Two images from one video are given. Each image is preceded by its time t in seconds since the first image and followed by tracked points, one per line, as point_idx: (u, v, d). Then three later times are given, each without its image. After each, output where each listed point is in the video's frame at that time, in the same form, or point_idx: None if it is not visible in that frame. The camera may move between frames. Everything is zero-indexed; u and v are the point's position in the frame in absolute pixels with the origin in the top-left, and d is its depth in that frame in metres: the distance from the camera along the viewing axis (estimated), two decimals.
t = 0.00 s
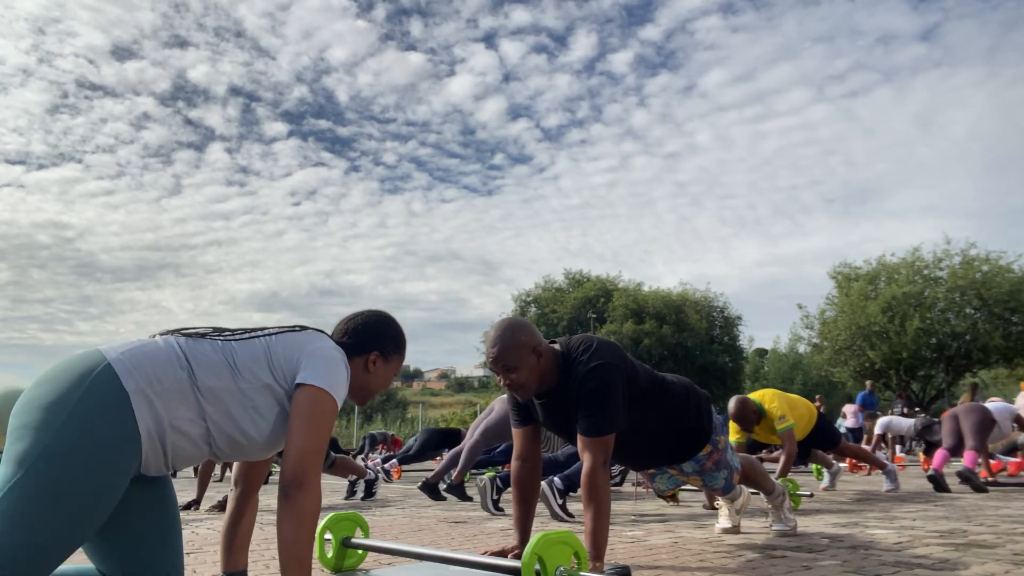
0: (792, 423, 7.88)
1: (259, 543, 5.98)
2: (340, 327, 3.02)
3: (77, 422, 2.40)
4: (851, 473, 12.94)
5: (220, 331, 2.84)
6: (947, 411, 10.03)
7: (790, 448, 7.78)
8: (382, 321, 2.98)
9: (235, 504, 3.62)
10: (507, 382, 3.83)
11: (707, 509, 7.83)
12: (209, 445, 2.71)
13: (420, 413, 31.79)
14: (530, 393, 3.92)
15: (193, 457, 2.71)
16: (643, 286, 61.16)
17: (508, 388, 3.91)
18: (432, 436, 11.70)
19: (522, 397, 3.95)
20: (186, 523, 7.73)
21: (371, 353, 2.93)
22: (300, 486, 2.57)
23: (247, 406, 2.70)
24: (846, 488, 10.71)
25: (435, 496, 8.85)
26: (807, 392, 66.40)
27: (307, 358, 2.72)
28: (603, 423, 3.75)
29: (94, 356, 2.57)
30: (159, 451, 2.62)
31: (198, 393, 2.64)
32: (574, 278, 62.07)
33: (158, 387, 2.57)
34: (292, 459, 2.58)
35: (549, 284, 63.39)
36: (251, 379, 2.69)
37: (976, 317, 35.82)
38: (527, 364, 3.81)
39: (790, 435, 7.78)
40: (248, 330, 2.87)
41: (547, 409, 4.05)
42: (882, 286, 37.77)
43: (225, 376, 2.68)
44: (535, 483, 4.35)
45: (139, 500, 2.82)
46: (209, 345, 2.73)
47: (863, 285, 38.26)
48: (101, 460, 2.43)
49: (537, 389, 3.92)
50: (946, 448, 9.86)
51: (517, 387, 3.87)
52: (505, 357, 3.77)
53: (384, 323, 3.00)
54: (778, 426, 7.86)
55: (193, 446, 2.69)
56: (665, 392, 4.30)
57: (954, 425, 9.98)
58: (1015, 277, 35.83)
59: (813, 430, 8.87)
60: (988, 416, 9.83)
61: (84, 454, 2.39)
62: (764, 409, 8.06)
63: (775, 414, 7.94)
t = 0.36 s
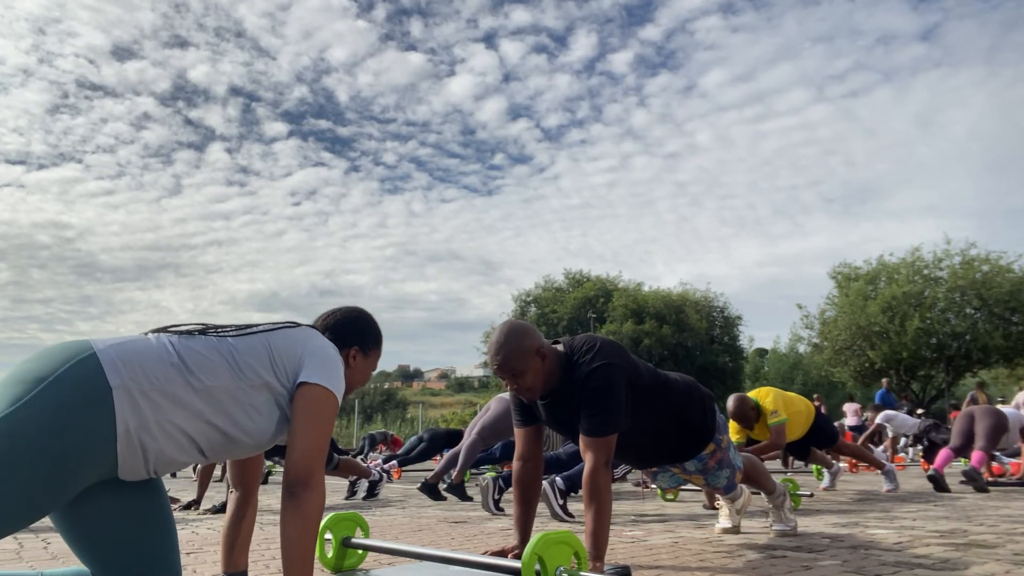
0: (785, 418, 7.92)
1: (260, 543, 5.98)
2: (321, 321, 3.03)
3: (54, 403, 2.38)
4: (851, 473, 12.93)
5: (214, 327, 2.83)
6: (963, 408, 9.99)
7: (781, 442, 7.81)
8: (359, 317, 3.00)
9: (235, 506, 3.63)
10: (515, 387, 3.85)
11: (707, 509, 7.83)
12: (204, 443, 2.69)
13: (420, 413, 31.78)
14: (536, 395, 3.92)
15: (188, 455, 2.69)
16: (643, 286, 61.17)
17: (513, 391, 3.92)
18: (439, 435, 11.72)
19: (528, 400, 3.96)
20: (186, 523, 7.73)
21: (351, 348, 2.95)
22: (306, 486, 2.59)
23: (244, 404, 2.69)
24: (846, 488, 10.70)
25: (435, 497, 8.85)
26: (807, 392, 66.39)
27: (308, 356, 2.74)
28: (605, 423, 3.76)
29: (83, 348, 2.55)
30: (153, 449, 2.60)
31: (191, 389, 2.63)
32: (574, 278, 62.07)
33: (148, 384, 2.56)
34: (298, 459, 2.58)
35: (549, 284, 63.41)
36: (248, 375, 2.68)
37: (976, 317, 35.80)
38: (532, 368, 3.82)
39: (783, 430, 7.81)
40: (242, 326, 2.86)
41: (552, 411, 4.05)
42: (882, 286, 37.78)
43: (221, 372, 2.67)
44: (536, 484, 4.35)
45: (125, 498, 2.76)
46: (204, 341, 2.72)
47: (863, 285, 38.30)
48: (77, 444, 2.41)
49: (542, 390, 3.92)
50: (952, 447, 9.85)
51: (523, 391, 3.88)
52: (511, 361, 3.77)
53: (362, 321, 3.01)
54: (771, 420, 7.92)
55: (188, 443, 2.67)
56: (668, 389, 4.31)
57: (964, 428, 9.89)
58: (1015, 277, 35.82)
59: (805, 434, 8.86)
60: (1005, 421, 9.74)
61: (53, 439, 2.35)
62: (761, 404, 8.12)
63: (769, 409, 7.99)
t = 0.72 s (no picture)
0: (791, 428, 7.96)
1: (260, 543, 5.99)
2: (313, 327, 3.05)
3: (37, 388, 2.34)
4: (852, 473, 12.94)
5: (200, 324, 2.84)
6: (982, 402, 9.98)
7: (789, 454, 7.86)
8: (348, 327, 3.01)
9: (224, 509, 3.63)
10: (517, 385, 3.85)
11: (707, 509, 7.84)
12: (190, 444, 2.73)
13: (420, 413, 31.78)
14: (539, 396, 3.93)
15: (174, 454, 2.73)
16: (643, 286, 61.18)
17: (516, 390, 3.92)
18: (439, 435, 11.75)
19: (530, 400, 3.96)
20: (187, 523, 7.74)
21: (336, 357, 2.95)
22: (301, 492, 2.59)
23: (231, 408, 2.72)
24: (846, 488, 10.72)
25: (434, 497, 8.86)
26: (807, 392, 66.39)
27: (296, 358, 2.73)
28: (607, 423, 3.77)
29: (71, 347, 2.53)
30: (140, 452, 2.63)
31: (179, 394, 2.65)
32: (575, 278, 62.09)
33: (137, 389, 2.56)
34: (290, 465, 2.59)
35: (549, 284, 63.44)
36: (236, 380, 2.70)
37: (976, 317, 35.79)
38: (536, 368, 3.82)
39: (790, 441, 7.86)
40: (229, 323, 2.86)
41: (557, 412, 4.05)
42: (882, 286, 37.81)
43: (208, 376, 2.68)
44: (538, 483, 4.37)
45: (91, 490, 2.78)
46: (191, 342, 2.73)
47: (863, 285, 38.33)
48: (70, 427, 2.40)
49: (546, 390, 3.92)
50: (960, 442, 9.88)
51: (526, 391, 3.88)
52: (516, 361, 3.78)
53: (354, 329, 3.03)
54: (778, 431, 7.96)
55: (174, 444, 2.70)
56: (672, 391, 4.30)
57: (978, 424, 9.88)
58: (1015, 277, 35.83)
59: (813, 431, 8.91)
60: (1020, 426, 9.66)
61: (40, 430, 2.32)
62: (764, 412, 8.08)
63: (774, 420, 7.97)
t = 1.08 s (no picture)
0: (792, 434, 7.98)
1: (260, 544, 5.99)
2: (316, 336, 3.06)
3: (39, 382, 2.44)
4: (851, 473, 12.95)
5: (188, 330, 2.85)
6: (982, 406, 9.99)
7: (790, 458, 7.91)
8: (359, 333, 3.02)
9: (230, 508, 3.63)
10: (520, 386, 3.87)
11: (706, 509, 7.84)
12: (179, 451, 2.74)
13: (420, 413, 31.78)
14: (543, 397, 3.94)
15: (163, 462, 2.74)
16: (643, 286, 61.18)
17: (520, 392, 3.94)
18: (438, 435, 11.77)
19: (534, 401, 3.97)
20: (187, 523, 7.75)
21: (339, 365, 2.96)
22: (285, 495, 2.62)
23: (217, 412, 2.72)
24: (846, 488, 10.72)
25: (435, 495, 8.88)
26: (807, 392, 66.40)
27: (281, 358, 2.73)
28: (608, 424, 3.76)
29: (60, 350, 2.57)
30: (127, 458, 2.64)
31: (164, 400, 2.66)
32: (575, 279, 62.13)
33: (122, 397, 2.58)
34: (275, 469, 2.60)
35: (549, 284, 63.43)
36: (222, 385, 2.71)
37: (976, 317, 35.80)
38: (540, 368, 3.83)
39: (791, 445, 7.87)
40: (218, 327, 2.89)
41: (564, 412, 4.05)
42: (881, 286, 37.83)
43: (193, 382, 2.69)
44: (542, 483, 4.37)
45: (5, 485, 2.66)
46: (176, 347, 2.75)
47: (862, 285, 38.35)
48: (67, 414, 2.47)
49: (550, 391, 3.94)
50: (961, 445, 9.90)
51: (530, 391, 3.89)
52: (519, 361, 3.80)
53: (364, 337, 3.03)
54: (780, 435, 7.95)
55: (160, 451, 2.71)
56: (685, 394, 4.30)
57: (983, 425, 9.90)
58: (1016, 277, 35.84)
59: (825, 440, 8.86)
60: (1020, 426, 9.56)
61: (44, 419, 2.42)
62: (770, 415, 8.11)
63: (778, 423, 7.98)
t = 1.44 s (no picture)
0: (796, 435, 7.96)
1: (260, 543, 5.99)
2: (300, 331, 3.07)
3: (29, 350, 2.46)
4: (851, 472, 12.96)
5: (177, 317, 2.83)
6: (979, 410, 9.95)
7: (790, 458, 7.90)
8: (345, 329, 3.02)
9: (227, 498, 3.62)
10: (527, 387, 3.87)
11: (706, 509, 7.84)
12: (158, 438, 2.76)
13: (420, 413, 31.77)
14: (548, 399, 3.94)
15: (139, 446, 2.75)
16: (643, 286, 61.19)
17: (528, 394, 3.94)
18: (428, 436, 11.72)
19: (539, 402, 3.97)
20: (187, 523, 7.74)
21: (324, 360, 2.96)
22: (293, 497, 2.65)
23: (201, 407, 2.73)
24: (846, 488, 10.72)
25: (438, 493, 8.90)
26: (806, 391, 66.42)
27: (273, 360, 2.72)
28: (612, 424, 3.75)
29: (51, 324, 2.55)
30: (105, 443, 2.64)
31: (150, 391, 2.65)
32: (574, 278, 62.14)
33: (109, 384, 2.57)
34: (278, 472, 2.63)
35: (549, 284, 63.43)
36: (211, 382, 2.71)
37: (976, 317, 35.81)
38: (546, 370, 3.83)
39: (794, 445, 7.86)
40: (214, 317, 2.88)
41: (570, 414, 4.05)
42: (881, 286, 37.83)
43: (182, 376, 2.70)
44: (547, 484, 4.37)
45: None
46: (166, 337, 2.73)
47: (862, 286, 38.36)
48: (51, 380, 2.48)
49: (556, 393, 3.94)
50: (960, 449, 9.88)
51: (537, 393, 3.90)
52: (525, 362, 3.81)
53: (351, 331, 3.02)
54: (783, 434, 7.95)
55: (139, 438, 2.72)
56: (694, 397, 4.29)
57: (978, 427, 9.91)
58: (1016, 277, 35.84)
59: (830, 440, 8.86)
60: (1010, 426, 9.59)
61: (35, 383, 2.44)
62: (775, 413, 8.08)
63: (781, 423, 7.98)
